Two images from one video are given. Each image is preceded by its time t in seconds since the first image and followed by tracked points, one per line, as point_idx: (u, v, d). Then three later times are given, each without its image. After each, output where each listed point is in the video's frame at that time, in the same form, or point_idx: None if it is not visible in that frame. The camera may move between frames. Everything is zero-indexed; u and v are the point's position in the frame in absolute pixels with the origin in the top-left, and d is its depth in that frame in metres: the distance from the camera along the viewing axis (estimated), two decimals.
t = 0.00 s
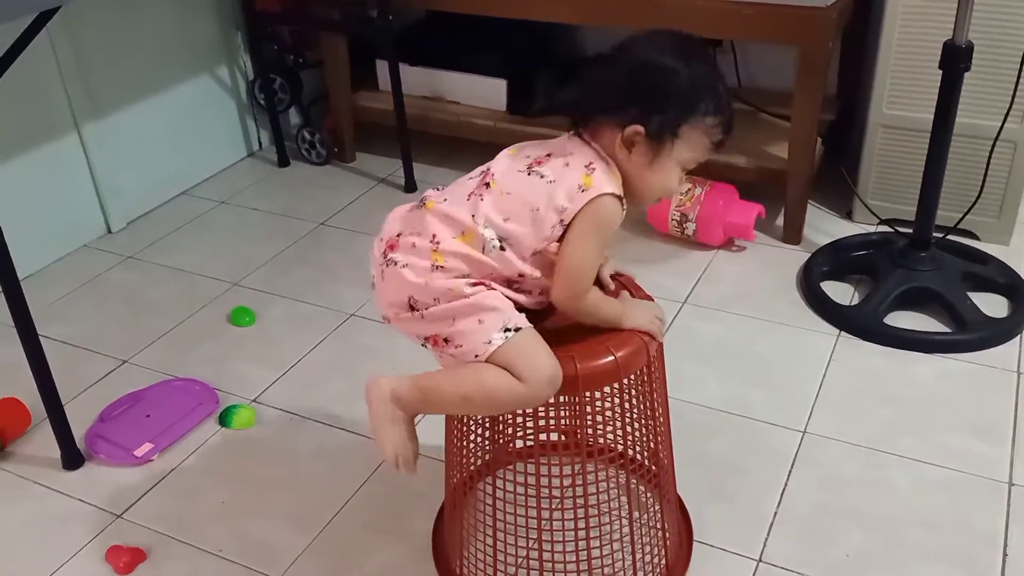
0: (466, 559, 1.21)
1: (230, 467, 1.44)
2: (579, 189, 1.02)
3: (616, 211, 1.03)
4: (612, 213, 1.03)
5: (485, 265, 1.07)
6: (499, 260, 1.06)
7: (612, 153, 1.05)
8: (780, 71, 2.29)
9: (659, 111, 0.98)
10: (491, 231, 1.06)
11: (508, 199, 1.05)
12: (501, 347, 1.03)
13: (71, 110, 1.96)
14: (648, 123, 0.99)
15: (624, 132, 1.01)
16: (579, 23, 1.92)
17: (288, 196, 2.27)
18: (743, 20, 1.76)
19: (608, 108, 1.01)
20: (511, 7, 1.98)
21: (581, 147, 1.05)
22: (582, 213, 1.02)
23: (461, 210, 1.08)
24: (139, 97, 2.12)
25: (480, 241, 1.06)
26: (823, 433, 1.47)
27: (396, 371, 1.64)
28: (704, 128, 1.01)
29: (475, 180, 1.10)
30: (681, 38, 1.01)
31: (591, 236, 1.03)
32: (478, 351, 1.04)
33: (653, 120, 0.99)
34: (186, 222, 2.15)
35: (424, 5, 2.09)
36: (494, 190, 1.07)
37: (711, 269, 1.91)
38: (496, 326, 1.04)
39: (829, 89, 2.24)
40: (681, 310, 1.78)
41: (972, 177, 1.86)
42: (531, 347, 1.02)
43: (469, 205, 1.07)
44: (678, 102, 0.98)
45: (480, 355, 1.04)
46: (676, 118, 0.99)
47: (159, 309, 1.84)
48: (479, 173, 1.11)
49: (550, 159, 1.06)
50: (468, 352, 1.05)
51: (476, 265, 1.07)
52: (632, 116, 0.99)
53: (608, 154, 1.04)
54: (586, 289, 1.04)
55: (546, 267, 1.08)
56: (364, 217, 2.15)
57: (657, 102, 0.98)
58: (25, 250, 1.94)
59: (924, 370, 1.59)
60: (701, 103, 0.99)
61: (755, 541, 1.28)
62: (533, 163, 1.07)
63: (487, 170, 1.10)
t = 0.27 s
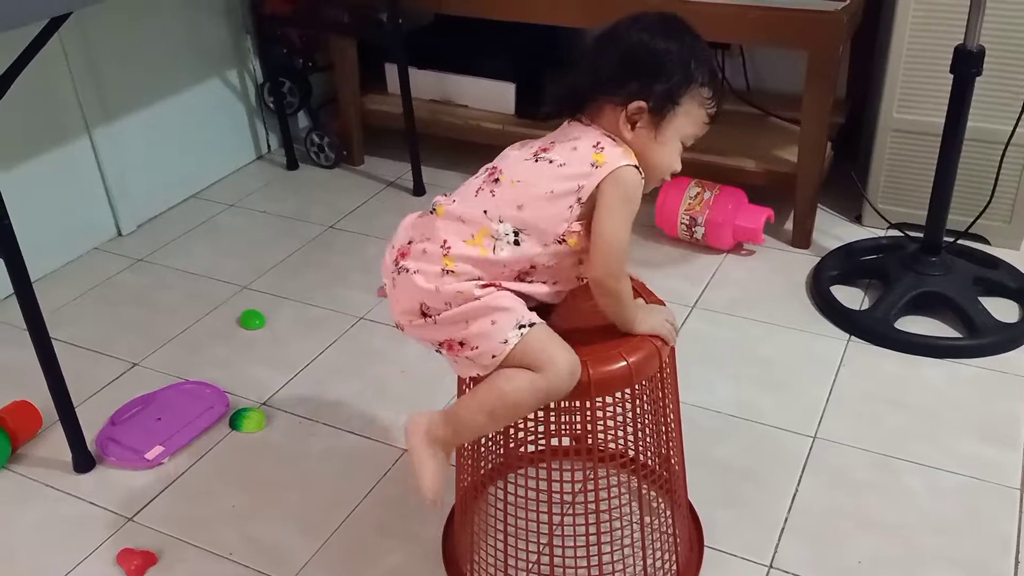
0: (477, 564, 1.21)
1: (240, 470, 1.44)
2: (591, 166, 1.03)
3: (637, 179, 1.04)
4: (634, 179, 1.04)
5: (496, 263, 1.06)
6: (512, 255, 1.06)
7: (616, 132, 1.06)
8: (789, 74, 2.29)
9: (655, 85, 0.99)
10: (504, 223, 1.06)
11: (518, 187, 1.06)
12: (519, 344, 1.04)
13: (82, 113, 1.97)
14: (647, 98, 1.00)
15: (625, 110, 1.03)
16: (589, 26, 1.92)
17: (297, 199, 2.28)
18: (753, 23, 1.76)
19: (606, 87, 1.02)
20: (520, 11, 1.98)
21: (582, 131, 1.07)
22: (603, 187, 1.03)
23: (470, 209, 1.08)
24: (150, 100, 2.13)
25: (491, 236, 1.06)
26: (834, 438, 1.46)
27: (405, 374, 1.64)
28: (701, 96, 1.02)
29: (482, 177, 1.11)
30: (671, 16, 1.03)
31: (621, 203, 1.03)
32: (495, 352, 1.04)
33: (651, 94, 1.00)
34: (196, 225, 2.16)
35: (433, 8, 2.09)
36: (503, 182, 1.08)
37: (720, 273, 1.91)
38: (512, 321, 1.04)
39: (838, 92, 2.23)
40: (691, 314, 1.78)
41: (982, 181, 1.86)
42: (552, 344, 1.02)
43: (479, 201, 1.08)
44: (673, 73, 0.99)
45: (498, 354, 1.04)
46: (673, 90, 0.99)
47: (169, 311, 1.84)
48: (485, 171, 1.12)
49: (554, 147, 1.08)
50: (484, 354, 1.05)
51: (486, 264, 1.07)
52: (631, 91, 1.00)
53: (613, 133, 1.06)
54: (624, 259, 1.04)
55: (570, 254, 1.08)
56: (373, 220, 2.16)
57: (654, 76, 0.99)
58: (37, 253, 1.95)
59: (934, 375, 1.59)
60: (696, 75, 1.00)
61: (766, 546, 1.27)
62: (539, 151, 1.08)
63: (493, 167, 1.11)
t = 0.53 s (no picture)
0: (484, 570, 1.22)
1: (248, 476, 1.45)
2: (580, 183, 1.03)
3: (629, 193, 1.05)
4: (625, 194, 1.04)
5: (487, 276, 1.08)
6: (502, 271, 1.08)
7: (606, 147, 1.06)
8: (795, 81, 2.29)
9: (644, 100, 0.99)
10: (494, 240, 1.07)
11: (507, 205, 1.06)
12: (521, 321, 1.05)
13: (92, 119, 1.98)
14: (636, 116, 1.01)
15: (614, 128, 1.03)
16: (595, 34, 1.92)
17: (305, 204, 2.29)
18: (759, 32, 1.76)
19: (595, 100, 1.01)
20: (527, 18, 1.99)
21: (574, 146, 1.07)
22: (593, 202, 1.03)
23: (461, 225, 1.09)
24: (159, 106, 2.14)
25: (481, 253, 1.07)
26: (840, 446, 1.46)
27: (411, 380, 1.64)
28: (690, 115, 1.02)
29: (474, 194, 1.11)
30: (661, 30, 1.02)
31: (612, 216, 1.03)
32: (504, 337, 1.06)
33: (640, 113, 1.00)
34: (204, 231, 2.17)
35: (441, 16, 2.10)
36: (493, 199, 1.08)
37: (727, 280, 1.91)
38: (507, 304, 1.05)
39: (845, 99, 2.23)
40: (697, 321, 1.78)
41: (989, 188, 1.86)
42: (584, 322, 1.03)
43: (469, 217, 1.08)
44: (662, 91, 0.99)
45: (507, 339, 1.06)
46: (662, 107, 1.00)
47: (178, 316, 1.85)
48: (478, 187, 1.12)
49: (543, 162, 1.08)
50: (494, 341, 1.06)
51: (477, 275, 1.07)
52: (621, 108, 1.00)
53: (603, 148, 1.06)
54: (620, 271, 1.04)
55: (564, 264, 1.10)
56: (380, 226, 2.16)
57: (642, 93, 0.99)
58: (46, 258, 1.96)
59: (942, 383, 1.59)
60: (685, 91, 1.00)
61: (773, 554, 1.28)
62: (528, 167, 1.08)
63: (486, 183, 1.12)
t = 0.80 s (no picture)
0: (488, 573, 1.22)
1: (253, 478, 1.45)
2: (602, 204, 1.03)
3: (647, 215, 1.04)
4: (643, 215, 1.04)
5: (512, 286, 1.07)
6: (523, 286, 1.08)
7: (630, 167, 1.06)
8: (800, 86, 2.29)
9: (673, 121, 1.00)
10: (515, 255, 1.06)
11: (530, 220, 1.06)
12: (553, 326, 1.10)
13: (99, 122, 1.98)
14: (665, 138, 1.01)
15: (641, 150, 1.03)
16: (601, 38, 1.92)
17: (310, 207, 2.29)
18: (765, 37, 1.77)
19: (622, 115, 1.01)
20: (533, 22, 1.99)
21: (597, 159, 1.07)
22: (609, 226, 1.03)
23: (483, 234, 1.08)
24: (165, 109, 2.14)
25: (502, 268, 1.07)
26: (845, 451, 1.46)
27: (416, 383, 1.65)
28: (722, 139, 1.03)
29: (496, 203, 1.10)
30: (693, 47, 1.02)
31: (627, 239, 1.03)
32: (534, 342, 1.09)
33: (670, 132, 1.00)
34: (209, 233, 2.17)
35: (447, 20, 2.10)
36: (516, 211, 1.07)
37: (731, 284, 1.91)
38: (541, 312, 1.09)
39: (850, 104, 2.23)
40: (702, 325, 1.79)
41: (994, 194, 1.86)
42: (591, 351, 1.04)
43: (492, 227, 1.08)
44: (693, 113, 0.99)
45: (537, 344, 1.09)
46: (690, 130, 1.00)
47: (183, 318, 1.85)
48: (499, 195, 1.11)
49: (567, 177, 1.07)
50: (524, 347, 1.08)
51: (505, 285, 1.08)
52: (649, 128, 1.01)
53: (626, 168, 1.06)
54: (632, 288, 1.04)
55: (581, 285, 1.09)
56: (385, 229, 2.17)
57: (671, 113, 1.00)
58: (52, 259, 1.96)
59: (946, 388, 1.59)
60: (715, 115, 1.01)
61: (777, 558, 1.28)
62: (552, 180, 1.08)
63: (507, 192, 1.10)
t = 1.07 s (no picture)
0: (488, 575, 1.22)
1: (253, 480, 1.46)
2: (624, 210, 1.03)
3: (665, 226, 1.04)
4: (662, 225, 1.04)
5: (528, 286, 1.08)
6: (538, 286, 1.08)
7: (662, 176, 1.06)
8: (800, 91, 2.30)
9: (713, 136, 1.00)
10: (531, 255, 1.07)
11: (548, 220, 1.06)
12: (564, 329, 1.10)
13: (102, 125, 1.99)
14: (703, 154, 1.01)
15: (678, 164, 1.03)
16: (603, 42, 1.93)
17: (311, 210, 2.30)
18: (766, 42, 1.77)
19: (660, 130, 1.01)
20: (535, 26, 2.00)
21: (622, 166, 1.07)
22: (628, 233, 1.03)
23: (502, 232, 1.08)
24: (168, 112, 2.15)
25: (518, 266, 1.07)
26: (844, 456, 1.47)
27: (416, 386, 1.65)
28: (753, 156, 1.04)
29: (516, 202, 1.10)
30: (727, 62, 1.02)
31: (645, 248, 1.03)
32: (545, 343, 1.09)
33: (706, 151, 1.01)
34: (211, 236, 2.18)
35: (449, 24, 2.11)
36: (536, 211, 1.08)
37: (732, 289, 1.92)
38: (553, 312, 1.09)
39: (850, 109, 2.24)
40: (702, 329, 1.79)
41: (994, 199, 1.86)
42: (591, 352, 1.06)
43: (511, 225, 1.08)
44: (731, 132, 1.00)
45: (547, 345, 1.09)
46: (730, 145, 1.01)
47: (185, 321, 1.86)
48: (519, 195, 1.12)
49: (590, 179, 1.08)
50: (533, 347, 1.09)
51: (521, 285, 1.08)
52: (689, 145, 1.01)
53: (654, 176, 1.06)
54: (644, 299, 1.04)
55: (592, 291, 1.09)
56: (386, 233, 2.17)
57: (711, 130, 1.00)
58: (55, 261, 1.97)
59: (946, 393, 1.59)
60: (751, 129, 1.02)
61: (775, 562, 1.28)
62: (573, 182, 1.08)
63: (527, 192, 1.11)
